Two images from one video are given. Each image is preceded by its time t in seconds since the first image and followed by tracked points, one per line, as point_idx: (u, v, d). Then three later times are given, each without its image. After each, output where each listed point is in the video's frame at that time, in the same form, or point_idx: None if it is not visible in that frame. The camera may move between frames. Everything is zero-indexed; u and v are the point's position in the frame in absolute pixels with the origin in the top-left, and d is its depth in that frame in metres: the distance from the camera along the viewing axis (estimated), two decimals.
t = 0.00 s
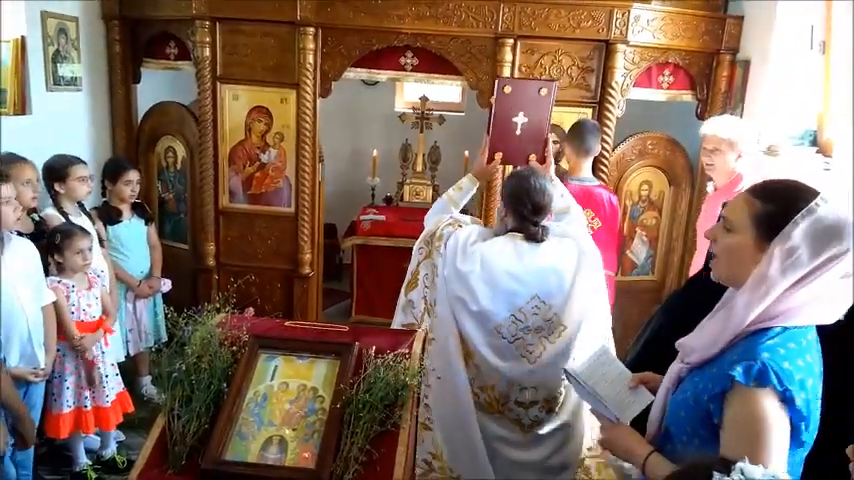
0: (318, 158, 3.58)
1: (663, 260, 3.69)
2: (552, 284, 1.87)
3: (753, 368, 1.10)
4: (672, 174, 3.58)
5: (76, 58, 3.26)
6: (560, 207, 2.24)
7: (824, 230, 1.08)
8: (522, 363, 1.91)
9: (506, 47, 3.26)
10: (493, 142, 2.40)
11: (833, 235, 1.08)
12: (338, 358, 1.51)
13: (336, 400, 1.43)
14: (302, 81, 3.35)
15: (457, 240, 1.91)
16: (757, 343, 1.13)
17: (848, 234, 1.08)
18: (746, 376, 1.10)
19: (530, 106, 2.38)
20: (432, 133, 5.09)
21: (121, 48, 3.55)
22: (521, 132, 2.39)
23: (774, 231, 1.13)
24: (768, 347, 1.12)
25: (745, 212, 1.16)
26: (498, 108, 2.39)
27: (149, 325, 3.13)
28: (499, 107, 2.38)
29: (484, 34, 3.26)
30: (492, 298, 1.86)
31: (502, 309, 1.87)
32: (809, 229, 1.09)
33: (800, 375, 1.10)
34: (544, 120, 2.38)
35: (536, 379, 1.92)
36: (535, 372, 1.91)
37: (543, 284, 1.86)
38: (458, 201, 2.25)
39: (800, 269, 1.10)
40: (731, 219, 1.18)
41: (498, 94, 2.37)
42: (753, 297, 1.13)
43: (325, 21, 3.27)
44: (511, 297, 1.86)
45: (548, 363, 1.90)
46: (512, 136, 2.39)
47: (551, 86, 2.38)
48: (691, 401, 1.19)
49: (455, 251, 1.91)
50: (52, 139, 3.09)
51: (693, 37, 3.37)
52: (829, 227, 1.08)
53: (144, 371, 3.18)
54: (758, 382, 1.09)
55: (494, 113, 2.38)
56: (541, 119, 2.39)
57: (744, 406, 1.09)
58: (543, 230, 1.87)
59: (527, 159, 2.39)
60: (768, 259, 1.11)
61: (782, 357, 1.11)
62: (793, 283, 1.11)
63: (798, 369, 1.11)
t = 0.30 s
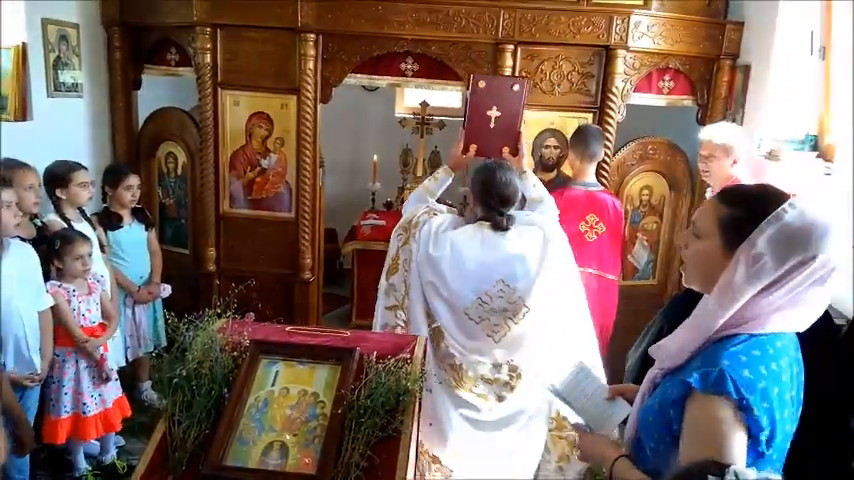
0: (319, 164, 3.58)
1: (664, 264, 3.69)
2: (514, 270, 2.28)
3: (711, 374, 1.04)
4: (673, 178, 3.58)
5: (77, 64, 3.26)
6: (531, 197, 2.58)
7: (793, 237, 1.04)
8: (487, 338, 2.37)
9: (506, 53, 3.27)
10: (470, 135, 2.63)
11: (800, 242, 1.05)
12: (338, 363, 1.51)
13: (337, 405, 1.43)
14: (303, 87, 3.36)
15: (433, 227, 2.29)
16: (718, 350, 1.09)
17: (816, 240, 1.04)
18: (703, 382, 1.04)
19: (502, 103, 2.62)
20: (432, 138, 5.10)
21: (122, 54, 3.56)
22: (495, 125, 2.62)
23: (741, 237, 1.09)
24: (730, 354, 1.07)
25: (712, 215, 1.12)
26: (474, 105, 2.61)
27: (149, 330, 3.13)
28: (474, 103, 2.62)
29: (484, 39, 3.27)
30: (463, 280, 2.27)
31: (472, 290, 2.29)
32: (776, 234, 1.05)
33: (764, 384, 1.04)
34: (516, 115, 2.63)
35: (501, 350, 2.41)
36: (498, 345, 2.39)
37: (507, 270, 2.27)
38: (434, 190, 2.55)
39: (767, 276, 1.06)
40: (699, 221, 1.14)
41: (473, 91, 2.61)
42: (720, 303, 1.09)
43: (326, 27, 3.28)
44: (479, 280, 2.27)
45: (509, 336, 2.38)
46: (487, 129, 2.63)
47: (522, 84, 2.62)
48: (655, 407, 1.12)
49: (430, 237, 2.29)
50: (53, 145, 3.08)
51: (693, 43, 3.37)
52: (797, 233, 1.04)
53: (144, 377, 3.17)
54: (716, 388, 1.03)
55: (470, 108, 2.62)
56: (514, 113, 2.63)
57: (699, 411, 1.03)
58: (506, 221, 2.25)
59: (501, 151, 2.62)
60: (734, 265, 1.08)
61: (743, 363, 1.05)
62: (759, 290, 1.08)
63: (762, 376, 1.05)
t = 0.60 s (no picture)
0: (325, 168, 3.58)
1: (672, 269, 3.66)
2: (502, 264, 2.27)
3: (682, 383, 1.08)
4: (680, 183, 3.56)
5: (85, 69, 3.28)
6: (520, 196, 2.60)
7: (772, 248, 1.09)
8: (476, 333, 2.33)
9: (512, 57, 3.26)
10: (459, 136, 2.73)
11: (780, 252, 1.09)
12: (343, 370, 1.50)
13: (342, 412, 1.42)
14: (310, 93, 3.36)
15: (424, 226, 2.34)
16: (696, 360, 1.12)
17: (795, 251, 1.09)
18: (673, 391, 1.08)
19: (489, 106, 2.75)
20: (438, 143, 5.09)
21: (129, 59, 3.57)
22: (483, 127, 2.73)
23: (723, 248, 1.13)
24: (704, 364, 1.10)
25: (694, 225, 1.17)
26: (462, 108, 2.75)
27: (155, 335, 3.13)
28: (462, 107, 2.74)
29: (491, 44, 3.27)
30: (451, 274, 2.28)
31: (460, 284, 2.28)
32: (756, 245, 1.10)
33: (738, 394, 1.07)
34: (503, 117, 2.74)
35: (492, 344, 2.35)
36: (490, 342, 2.35)
37: (495, 264, 2.27)
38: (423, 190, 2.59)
39: (749, 286, 1.11)
40: (682, 232, 1.18)
41: (460, 95, 2.75)
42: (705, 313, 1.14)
43: (332, 32, 3.28)
44: (467, 274, 2.27)
45: (500, 331, 2.34)
46: (475, 131, 2.74)
47: (509, 88, 2.75)
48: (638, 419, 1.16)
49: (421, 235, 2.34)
50: (60, 150, 3.10)
51: (700, 47, 3.36)
52: (777, 244, 1.09)
53: (150, 381, 3.17)
54: (687, 398, 1.06)
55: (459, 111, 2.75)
56: (500, 114, 2.75)
57: (674, 419, 1.08)
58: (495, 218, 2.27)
59: (488, 151, 2.72)
60: (716, 277, 1.12)
61: (716, 373, 1.08)
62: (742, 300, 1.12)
63: (736, 386, 1.07)
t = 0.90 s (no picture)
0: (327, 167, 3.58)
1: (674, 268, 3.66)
2: (500, 258, 2.34)
3: (653, 387, 1.08)
4: (683, 183, 3.54)
5: (87, 68, 3.29)
6: (511, 193, 2.62)
7: (753, 256, 1.12)
8: (477, 325, 2.40)
9: (515, 56, 3.25)
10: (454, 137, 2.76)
11: (760, 260, 1.12)
12: (347, 368, 1.50)
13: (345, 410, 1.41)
14: (311, 91, 3.36)
15: (426, 221, 2.39)
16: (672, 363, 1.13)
17: (776, 259, 1.12)
18: (645, 394, 1.09)
19: (482, 108, 2.76)
20: (439, 143, 5.09)
21: (131, 58, 3.57)
22: (477, 129, 2.76)
23: (705, 254, 1.16)
24: (678, 368, 1.11)
25: (678, 232, 1.20)
26: (455, 110, 2.76)
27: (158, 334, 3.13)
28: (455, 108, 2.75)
29: (492, 43, 3.27)
30: (452, 269, 2.34)
31: (461, 279, 2.34)
32: (738, 253, 1.13)
33: (713, 398, 1.07)
34: (495, 119, 2.76)
35: (491, 333, 2.41)
36: (490, 333, 2.42)
37: (494, 258, 2.33)
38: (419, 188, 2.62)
39: (730, 293, 1.13)
40: (665, 238, 1.22)
41: (455, 96, 2.75)
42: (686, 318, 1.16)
43: (334, 31, 3.28)
44: (467, 269, 2.33)
45: (498, 322, 2.42)
46: (469, 132, 2.76)
47: (502, 90, 2.76)
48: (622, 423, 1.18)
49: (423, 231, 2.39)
50: (61, 149, 3.10)
51: (702, 46, 3.36)
52: (757, 252, 1.12)
53: (153, 380, 3.17)
54: (658, 402, 1.07)
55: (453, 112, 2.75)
56: (493, 116, 2.77)
57: (646, 423, 1.09)
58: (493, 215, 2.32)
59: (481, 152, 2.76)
60: (698, 284, 1.15)
61: (690, 377, 1.08)
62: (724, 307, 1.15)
63: (710, 390, 1.08)
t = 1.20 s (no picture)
0: (342, 166, 3.59)
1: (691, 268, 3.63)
2: (517, 247, 2.41)
3: (646, 395, 1.11)
4: (700, 181, 3.51)
5: (105, 68, 3.34)
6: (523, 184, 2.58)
7: (747, 264, 1.13)
8: (494, 312, 2.48)
9: (530, 54, 3.24)
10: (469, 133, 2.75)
11: (756, 267, 1.13)
12: (362, 366, 1.51)
13: (360, 409, 1.42)
14: (327, 90, 3.37)
15: (446, 211, 2.46)
16: (669, 370, 1.15)
17: (771, 266, 1.12)
18: (638, 402, 1.11)
19: (497, 104, 2.76)
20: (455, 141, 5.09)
21: (149, 58, 3.60)
22: (492, 125, 2.75)
23: (700, 260, 1.18)
24: (674, 376, 1.12)
25: (673, 238, 1.21)
26: (471, 106, 2.76)
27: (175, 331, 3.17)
28: (470, 104, 2.76)
29: (508, 40, 3.25)
30: (471, 257, 2.41)
31: (479, 267, 2.42)
32: (732, 259, 1.14)
33: (707, 406, 1.08)
34: (510, 115, 2.75)
35: (506, 319, 2.49)
36: (506, 318, 2.50)
37: (511, 247, 2.40)
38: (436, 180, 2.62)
39: (725, 300, 1.15)
40: (661, 244, 1.23)
41: (472, 93, 2.75)
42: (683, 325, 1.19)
43: (350, 30, 3.28)
44: (485, 258, 2.40)
45: (512, 310, 2.49)
46: (484, 128, 2.75)
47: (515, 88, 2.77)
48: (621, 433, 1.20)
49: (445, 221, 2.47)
50: (80, 149, 3.15)
51: (721, 43, 3.32)
52: (752, 259, 1.13)
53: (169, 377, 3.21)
54: (650, 410, 1.09)
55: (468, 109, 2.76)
56: (508, 111, 2.76)
57: (640, 432, 1.11)
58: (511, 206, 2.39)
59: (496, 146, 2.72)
60: (695, 291, 1.17)
61: (684, 385, 1.10)
62: (721, 314, 1.16)
63: (706, 397, 1.09)
